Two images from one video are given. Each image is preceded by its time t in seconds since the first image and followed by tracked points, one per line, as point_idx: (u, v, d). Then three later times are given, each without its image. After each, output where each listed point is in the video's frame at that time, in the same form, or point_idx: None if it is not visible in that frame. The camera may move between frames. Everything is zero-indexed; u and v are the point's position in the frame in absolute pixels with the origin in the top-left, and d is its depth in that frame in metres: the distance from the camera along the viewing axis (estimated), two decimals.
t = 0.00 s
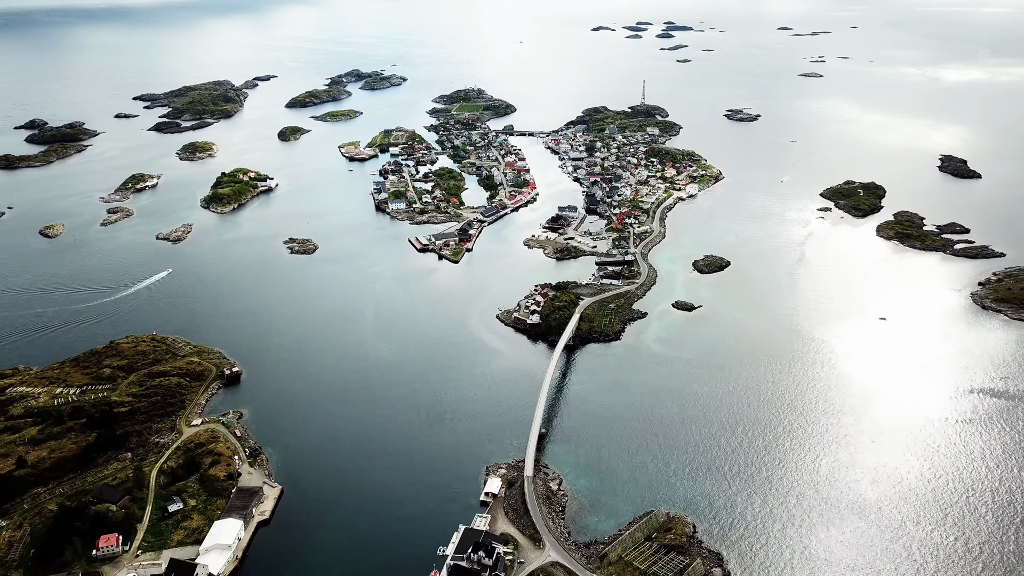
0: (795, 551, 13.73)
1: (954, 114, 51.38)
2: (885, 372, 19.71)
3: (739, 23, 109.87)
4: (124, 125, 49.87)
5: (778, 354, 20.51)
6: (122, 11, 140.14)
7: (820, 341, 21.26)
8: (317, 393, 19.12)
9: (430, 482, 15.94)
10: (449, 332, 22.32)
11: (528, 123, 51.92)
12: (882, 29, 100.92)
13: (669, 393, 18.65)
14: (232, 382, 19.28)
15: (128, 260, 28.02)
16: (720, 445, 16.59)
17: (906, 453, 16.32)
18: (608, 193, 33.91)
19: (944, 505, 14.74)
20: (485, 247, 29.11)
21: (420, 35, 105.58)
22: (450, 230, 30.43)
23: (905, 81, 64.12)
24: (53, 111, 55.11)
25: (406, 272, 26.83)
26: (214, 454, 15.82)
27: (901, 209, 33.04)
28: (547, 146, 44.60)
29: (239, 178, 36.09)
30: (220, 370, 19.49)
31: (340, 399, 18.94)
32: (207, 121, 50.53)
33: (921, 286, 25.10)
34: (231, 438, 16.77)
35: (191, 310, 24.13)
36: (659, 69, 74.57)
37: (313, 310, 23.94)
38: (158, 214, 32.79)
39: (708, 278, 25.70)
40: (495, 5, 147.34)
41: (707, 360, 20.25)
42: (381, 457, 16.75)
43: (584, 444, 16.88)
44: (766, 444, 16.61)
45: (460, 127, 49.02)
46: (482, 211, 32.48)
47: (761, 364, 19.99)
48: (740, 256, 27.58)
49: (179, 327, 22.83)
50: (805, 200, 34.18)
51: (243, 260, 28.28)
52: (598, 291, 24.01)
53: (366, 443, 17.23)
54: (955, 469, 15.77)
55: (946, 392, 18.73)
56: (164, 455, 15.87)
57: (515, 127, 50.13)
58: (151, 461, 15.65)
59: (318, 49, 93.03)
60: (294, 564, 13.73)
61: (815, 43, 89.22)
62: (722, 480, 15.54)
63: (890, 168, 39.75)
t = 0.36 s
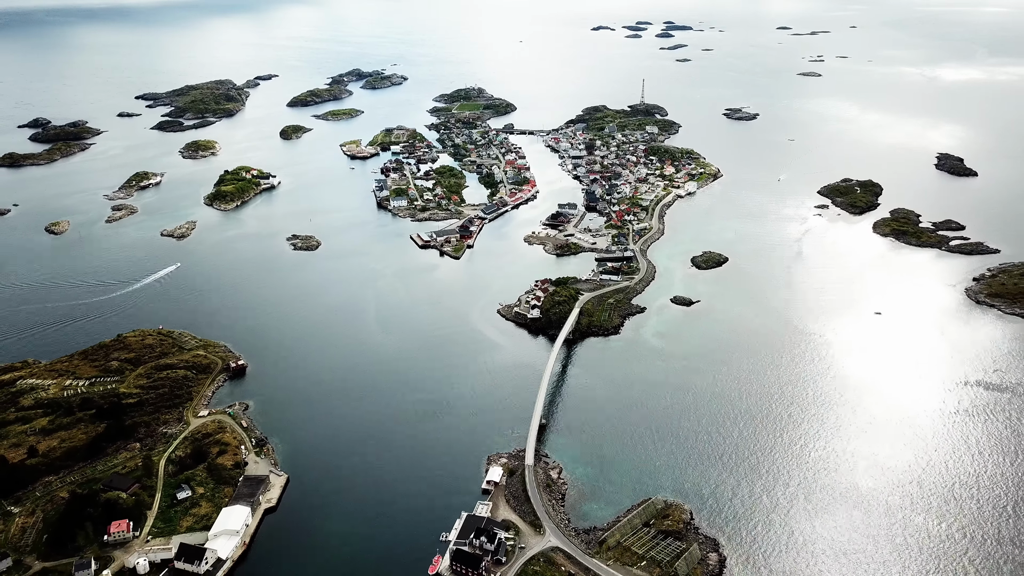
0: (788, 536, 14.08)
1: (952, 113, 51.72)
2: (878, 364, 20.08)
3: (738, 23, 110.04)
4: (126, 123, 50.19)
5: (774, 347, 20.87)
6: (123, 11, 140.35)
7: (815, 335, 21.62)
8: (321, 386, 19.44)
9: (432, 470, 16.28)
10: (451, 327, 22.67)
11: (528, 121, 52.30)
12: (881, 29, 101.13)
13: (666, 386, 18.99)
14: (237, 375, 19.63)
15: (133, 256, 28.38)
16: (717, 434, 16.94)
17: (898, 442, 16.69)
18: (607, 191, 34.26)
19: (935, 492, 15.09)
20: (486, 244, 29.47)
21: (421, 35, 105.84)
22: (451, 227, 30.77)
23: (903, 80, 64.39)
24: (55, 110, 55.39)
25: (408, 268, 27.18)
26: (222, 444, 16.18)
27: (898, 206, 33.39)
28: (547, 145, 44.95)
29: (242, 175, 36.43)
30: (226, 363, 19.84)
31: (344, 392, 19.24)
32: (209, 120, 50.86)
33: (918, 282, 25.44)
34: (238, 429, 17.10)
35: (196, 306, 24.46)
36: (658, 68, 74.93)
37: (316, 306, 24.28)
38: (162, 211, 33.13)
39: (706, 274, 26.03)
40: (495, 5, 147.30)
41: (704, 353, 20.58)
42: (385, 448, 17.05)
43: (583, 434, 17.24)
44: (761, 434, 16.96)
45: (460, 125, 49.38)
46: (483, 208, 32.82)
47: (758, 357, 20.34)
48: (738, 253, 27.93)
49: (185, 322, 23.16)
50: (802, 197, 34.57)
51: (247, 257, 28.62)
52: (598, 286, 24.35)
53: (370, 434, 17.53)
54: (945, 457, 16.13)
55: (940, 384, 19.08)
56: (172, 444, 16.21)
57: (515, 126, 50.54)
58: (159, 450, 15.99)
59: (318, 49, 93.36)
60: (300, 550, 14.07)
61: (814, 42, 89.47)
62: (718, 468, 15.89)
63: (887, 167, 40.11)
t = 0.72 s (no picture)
0: (783, 522, 14.42)
1: (950, 112, 52.03)
2: (873, 358, 20.41)
3: (738, 23, 110.21)
4: (129, 122, 50.51)
5: (770, 341, 21.22)
6: (124, 10, 140.56)
7: (811, 329, 21.96)
8: (325, 379, 19.78)
9: (435, 460, 16.62)
10: (452, 321, 23.00)
11: (529, 120, 52.61)
12: (880, 29, 101.27)
13: (664, 379, 19.32)
14: (242, 368, 19.98)
15: (138, 253, 28.72)
16: (714, 425, 17.29)
17: (892, 433, 17.02)
18: (607, 188, 34.59)
19: (927, 480, 15.43)
20: (487, 240, 29.81)
21: (421, 35, 106.03)
22: (452, 224, 31.10)
23: (901, 80, 64.65)
24: (58, 109, 55.71)
25: (410, 264, 27.51)
26: (229, 434, 16.53)
27: (894, 204, 33.71)
28: (547, 143, 45.27)
29: (245, 173, 36.77)
30: (231, 356, 20.19)
31: (347, 385, 19.57)
32: (212, 119, 51.19)
33: (913, 278, 25.78)
34: (244, 419, 17.44)
35: (201, 301, 24.80)
36: (658, 68, 75.20)
37: (319, 301, 24.60)
38: (166, 209, 33.47)
39: (704, 270, 26.36)
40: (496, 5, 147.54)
41: (702, 347, 20.92)
42: (388, 439, 17.39)
43: (583, 424, 17.59)
44: (757, 425, 17.29)
45: (461, 124, 49.69)
46: (483, 205, 33.15)
47: (754, 351, 20.67)
48: (736, 249, 28.27)
49: (190, 317, 23.51)
50: (799, 195, 34.90)
51: (251, 253, 28.97)
52: (598, 282, 24.69)
53: (373, 425, 17.88)
54: (937, 447, 16.46)
55: (934, 377, 19.42)
56: (180, 434, 16.57)
57: (515, 125, 50.87)
58: (167, 440, 16.34)
59: (319, 48, 93.66)
60: (306, 536, 14.42)
61: (813, 42, 89.68)
62: (715, 457, 16.22)
63: (885, 166, 40.44)
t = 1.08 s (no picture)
0: (776, 509, 14.75)
1: (947, 112, 52.40)
2: (868, 352, 20.72)
3: (738, 23, 110.46)
4: (132, 121, 50.86)
5: (766, 336, 21.53)
6: (125, 10, 140.76)
7: (807, 324, 22.30)
8: (328, 372, 20.12)
9: (437, 450, 16.96)
10: (454, 316, 23.36)
11: (529, 119, 52.97)
12: (879, 29, 101.52)
13: (662, 372, 19.65)
14: (248, 361, 20.34)
15: (142, 249, 29.07)
16: (711, 417, 17.60)
17: (885, 424, 17.34)
18: (606, 186, 34.94)
19: (918, 470, 15.76)
20: (488, 237, 30.17)
21: (421, 35, 106.26)
22: (454, 221, 31.45)
23: (899, 80, 64.95)
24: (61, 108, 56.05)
25: (412, 260, 27.87)
26: (236, 425, 16.88)
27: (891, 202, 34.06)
28: (548, 142, 45.62)
29: (248, 172, 37.13)
30: (237, 349, 20.54)
31: (350, 378, 19.90)
32: (214, 117, 51.53)
33: (908, 274, 26.14)
34: (250, 411, 17.80)
35: (206, 296, 25.14)
36: (657, 67, 75.53)
37: (323, 297, 24.94)
38: (171, 206, 33.82)
39: (703, 266, 26.71)
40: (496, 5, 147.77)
41: (699, 342, 21.23)
42: (391, 430, 17.73)
43: (582, 416, 17.92)
44: (752, 416, 17.62)
45: (462, 123, 50.03)
46: (484, 203, 33.51)
47: (751, 345, 20.99)
48: (734, 246, 28.62)
49: (196, 312, 23.88)
50: (797, 193, 35.26)
51: (254, 250, 29.32)
52: (597, 278, 25.04)
53: (376, 417, 18.22)
54: (928, 438, 16.80)
55: (927, 370, 19.74)
56: (187, 425, 16.92)
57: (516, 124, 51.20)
58: (175, 430, 16.69)
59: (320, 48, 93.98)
60: (312, 522, 14.78)
61: (812, 42, 89.98)
62: (711, 448, 16.55)
63: (882, 164, 40.80)
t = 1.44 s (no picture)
0: (772, 497, 15.09)
1: (944, 111, 52.76)
2: (862, 346, 21.09)
3: (737, 23, 110.74)
4: (135, 120, 51.16)
5: (764, 330, 21.87)
6: (125, 10, 140.87)
7: (803, 319, 22.65)
8: (332, 365, 20.45)
9: (439, 440, 17.31)
10: (455, 311, 23.72)
11: (529, 118, 53.36)
12: (879, 29, 101.81)
13: (660, 365, 19.98)
14: (252, 354, 20.69)
15: (146, 245, 29.40)
16: (708, 409, 17.94)
17: (879, 416, 17.69)
18: (606, 184, 35.28)
19: (910, 459, 16.10)
20: (489, 234, 30.53)
21: (422, 35, 106.47)
22: (454, 218, 31.79)
23: (898, 79, 65.25)
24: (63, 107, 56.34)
25: (413, 256, 28.23)
26: (242, 416, 17.23)
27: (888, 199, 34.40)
28: (547, 141, 45.95)
29: (250, 170, 37.48)
30: (242, 343, 20.89)
31: (353, 370, 20.24)
32: (216, 116, 51.84)
33: (903, 270, 26.53)
34: (255, 402, 18.15)
35: (210, 291, 25.51)
36: (657, 67, 75.85)
37: (325, 292, 25.31)
38: (174, 204, 34.17)
39: (701, 262, 27.08)
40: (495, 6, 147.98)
41: (698, 336, 21.56)
42: (394, 420, 18.07)
43: (582, 408, 18.26)
44: (749, 408, 17.96)
45: (462, 122, 50.38)
46: (485, 200, 33.84)
47: (748, 339, 21.34)
48: (732, 242, 28.98)
49: (200, 307, 24.25)
50: (794, 191, 35.61)
51: (257, 246, 29.66)
52: (596, 273, 25.38)
53: (379, 408, 18.56)
54: (921, 428, 17.15)
55: (920, 363, 20.10)
56: (194, 416, 17.28)
57: (516, 123, 51.53)
58: (183, 421, 17.06)
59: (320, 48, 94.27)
60: (317, 508, 15.15)
61: (811, 42, 90.29)
62: (708, 438, 16.89)
63: (879, 163, 41.16)
